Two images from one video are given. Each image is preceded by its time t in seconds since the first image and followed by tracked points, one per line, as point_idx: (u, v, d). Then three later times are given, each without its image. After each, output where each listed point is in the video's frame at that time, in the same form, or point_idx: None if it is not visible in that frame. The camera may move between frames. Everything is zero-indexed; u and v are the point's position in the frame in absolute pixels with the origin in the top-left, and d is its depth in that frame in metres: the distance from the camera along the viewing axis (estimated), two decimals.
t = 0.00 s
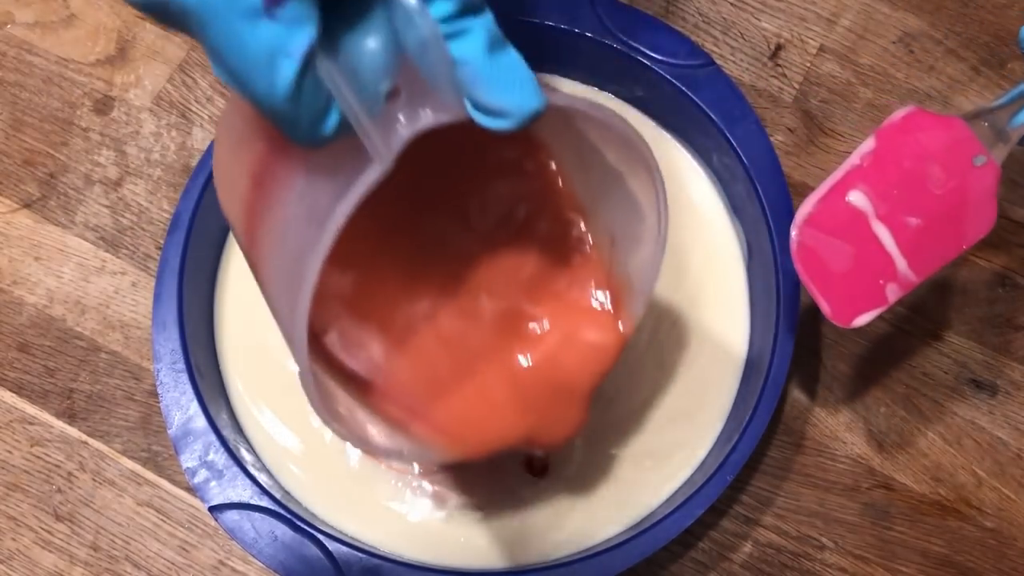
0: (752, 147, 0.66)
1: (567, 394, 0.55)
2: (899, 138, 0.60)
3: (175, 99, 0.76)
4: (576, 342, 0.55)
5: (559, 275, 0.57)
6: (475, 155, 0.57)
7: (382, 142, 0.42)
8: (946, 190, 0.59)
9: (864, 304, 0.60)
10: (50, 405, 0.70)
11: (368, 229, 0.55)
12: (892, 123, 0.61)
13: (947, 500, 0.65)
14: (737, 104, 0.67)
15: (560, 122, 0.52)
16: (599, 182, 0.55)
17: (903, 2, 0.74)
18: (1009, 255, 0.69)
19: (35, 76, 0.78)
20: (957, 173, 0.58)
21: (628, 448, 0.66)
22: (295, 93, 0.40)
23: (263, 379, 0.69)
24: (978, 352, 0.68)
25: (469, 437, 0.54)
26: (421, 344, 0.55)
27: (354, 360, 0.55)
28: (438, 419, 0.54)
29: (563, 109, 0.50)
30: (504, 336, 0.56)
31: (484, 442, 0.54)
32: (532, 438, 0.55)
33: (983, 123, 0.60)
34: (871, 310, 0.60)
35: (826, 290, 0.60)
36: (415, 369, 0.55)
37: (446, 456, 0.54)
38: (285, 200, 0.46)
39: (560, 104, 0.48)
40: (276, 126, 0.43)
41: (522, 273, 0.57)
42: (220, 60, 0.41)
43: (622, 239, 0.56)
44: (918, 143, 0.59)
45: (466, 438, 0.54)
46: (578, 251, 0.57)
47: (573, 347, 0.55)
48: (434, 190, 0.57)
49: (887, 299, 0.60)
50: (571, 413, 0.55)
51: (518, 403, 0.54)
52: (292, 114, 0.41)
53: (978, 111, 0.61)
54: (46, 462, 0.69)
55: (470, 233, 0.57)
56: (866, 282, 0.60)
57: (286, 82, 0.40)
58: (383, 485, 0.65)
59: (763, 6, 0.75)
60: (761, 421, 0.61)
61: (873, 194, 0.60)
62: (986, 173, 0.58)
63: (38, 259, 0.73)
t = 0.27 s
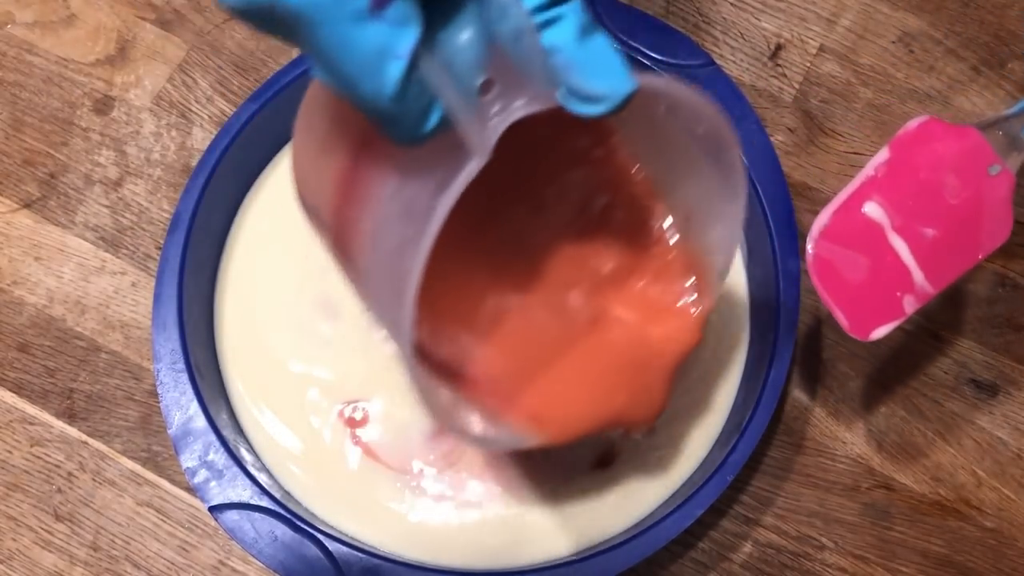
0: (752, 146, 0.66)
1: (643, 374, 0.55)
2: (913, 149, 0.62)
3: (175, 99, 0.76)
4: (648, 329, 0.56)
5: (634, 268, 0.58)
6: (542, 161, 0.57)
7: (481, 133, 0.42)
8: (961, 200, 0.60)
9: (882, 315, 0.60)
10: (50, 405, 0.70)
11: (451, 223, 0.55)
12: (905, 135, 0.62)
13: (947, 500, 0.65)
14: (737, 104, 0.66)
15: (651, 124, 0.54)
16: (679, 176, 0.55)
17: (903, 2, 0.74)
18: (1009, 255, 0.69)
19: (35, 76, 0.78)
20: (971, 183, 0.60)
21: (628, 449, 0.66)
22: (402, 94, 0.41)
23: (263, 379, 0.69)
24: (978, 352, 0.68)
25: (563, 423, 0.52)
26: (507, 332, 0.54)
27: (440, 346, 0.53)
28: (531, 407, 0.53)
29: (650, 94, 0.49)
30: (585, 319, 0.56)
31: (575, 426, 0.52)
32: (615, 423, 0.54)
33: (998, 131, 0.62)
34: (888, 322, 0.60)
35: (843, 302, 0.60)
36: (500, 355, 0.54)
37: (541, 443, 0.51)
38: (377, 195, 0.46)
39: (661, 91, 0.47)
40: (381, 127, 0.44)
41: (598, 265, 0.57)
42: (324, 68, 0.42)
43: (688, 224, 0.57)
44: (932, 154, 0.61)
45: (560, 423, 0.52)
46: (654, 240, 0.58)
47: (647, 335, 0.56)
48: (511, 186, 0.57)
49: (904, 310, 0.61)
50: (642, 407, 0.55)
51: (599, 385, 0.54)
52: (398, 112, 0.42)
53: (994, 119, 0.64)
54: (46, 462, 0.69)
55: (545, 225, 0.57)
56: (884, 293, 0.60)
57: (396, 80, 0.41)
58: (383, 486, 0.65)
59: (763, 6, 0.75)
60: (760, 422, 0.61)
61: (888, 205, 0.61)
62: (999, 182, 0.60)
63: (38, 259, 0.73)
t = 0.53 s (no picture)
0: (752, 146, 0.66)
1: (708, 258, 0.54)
2: (922, 158, 0.60)
3: (175, 99, 0.76)
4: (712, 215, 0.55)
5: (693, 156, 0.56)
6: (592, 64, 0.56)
7: (560, 9, 0.43)
8: (972, 209, 0.59)
9: (892, 326, 0.58)
10: (50, 405, 0.70)
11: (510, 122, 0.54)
12: (914, 142, 0.60)
13: (947, 500, 0.65)
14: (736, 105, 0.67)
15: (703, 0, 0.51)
16: (732, 61, 0.54)
17: (903, 2, 0.74)
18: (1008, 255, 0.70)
19: (35, 76, 0.78)
20: (982, 192, 0.58)
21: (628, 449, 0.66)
22: None
23: (263, 379, 0.69)
24: (978, 352, 0.68)
25: (636, 311, 0.53)
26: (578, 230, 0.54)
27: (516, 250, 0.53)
28: (606, 297, 0.53)
29: None
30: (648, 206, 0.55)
31: (648, 314, 0.53)
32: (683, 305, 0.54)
33: (1006, 140, 0.62)
34: (899, 332, 0.58)
35: (854, 312, 0.58)
36: (572, 250, 0.53)
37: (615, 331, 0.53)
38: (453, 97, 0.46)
39: None
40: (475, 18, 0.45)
41: (659, 167, 0.55)
42: None
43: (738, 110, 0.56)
44: (942, 163, 0.59)
45: (633, 311, 0.53)
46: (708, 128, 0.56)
47: (712, 222, 0.55)
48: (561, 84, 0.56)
49: (914, 320, 0.59)
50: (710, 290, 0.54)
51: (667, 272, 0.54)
52: None
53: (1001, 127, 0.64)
54: (46, 462, 0.69)
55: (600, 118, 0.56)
56: (893, 303, 0.58)
57: None
58: (383, 486, 0.65)
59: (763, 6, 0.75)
60: (760, 423, 0.61)
61: (897, 214, 0.59)
62: (1011, 190, 0.58)
63: (38, 259, 0.73)
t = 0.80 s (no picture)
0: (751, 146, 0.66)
1: (720, 161, 0.54)
2: (918, 158, 0.59)
3: (175, 99, 0.76)
4: (723, 120, 0.54)
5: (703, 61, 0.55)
6: None
7: None
8: (966, 210, 0.58)
9: (887, 326, 0.58)
10: (50, 405, 0.70)
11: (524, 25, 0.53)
12: (910, 140, 0.59)
13: (947, 500, 0.65)
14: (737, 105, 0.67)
15: None
16: None
17: (903, 2, 0.74)
18: (1008, 255, 0.70)
19: (35, 76, 0.78)
20: (977, 193, 0.57)
21: (628, 448, 0.66)
22: None
23: (263, 379, 0.69)
24: (978, 352, 0.68)
25: (653, 208, 0.53)
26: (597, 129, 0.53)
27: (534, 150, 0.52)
28: (622, 195, 0.53)
29: None
30: (662, 109, 0.54)
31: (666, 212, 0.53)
32: (693, 205, 0.54)
33: (1003, 140, 0.61)
34: (892, 331, 0.58)
35: (848, 312, 0.58)
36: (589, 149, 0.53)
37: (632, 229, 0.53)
38: None
39: None
40: None
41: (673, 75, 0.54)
42: None
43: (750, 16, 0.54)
44: (938, 163, 0.58)
45: (650, 207, 0.53)
46: (716, 33, 0.56)
47: (722, 128, 0.54)
48: None
49: (908, 320, 0.58)
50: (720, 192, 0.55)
51: (680, 172, 0.54)
52: None
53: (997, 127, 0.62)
54: (46, 462, 0.69)
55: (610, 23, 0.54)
56: (887, 304, 0.58)
57: None
58: (383, 486, 0.65)
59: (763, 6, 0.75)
60: (760, 423, 0.61)
61: (892, 214, 0.58)
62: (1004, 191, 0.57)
63: (38, 259, 0.73)
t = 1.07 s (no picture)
0: (752, 146, 0.66)
1: (656, 128, 0.54)
2: (907, 152, 0.59)
3: (175, 99, 0.76)
4: (661, 89, 0.55)
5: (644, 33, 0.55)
6: None
7: None
8: (953, 202, 0.58)
9: (872, 315, 0.59)
10: (50, 405, 0.70)
11: None
12: (899, 135, 0.60)
13: (947, 500, 0.65)
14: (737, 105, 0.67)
15: None
16: None
17: (903, 2, 0.74)
18: (1009, 255, 0.69)
19: (35, 76, 0.78)
20: (963, 185, 0.58)
21: (628, 448, 0.66)
22: None
23: (263, 379, 0.69)
24: (978, 352, 0.68)
25: (584, 172, 0.53)
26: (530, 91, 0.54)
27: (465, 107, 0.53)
28: (553, 157, 0.53)
29: None
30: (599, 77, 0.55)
31: (598, 175, 0.53)
32: (626, 172, 0.55)
33: (992, 134, 0.60)
34: (878, 321, 0.59)
35: (833, 300, 0.59)
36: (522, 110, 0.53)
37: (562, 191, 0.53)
38: None
39: None
40: None
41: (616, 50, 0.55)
42: None
43: None
44: (926, 155, 0.59)
45: (578, 170, 0.53)
46: (659, 2, 0.56)
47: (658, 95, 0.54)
48: None
49: (894, 310, 0.59)
50: (653, 161, 0.55)
51: (614, 138, 0.54)
52: None
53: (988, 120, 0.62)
54: (46, 462, 0.69)
55: None
56: (873, 293, 0.59)
57: None
58: (383, 486, 0.65)
59: (763, 6, 0.75)
60: (760, 423, 0.61)
61: (880, 205, 0.59)
62: (993, 185, 0.58)
63: (38, 259, 0.73)
